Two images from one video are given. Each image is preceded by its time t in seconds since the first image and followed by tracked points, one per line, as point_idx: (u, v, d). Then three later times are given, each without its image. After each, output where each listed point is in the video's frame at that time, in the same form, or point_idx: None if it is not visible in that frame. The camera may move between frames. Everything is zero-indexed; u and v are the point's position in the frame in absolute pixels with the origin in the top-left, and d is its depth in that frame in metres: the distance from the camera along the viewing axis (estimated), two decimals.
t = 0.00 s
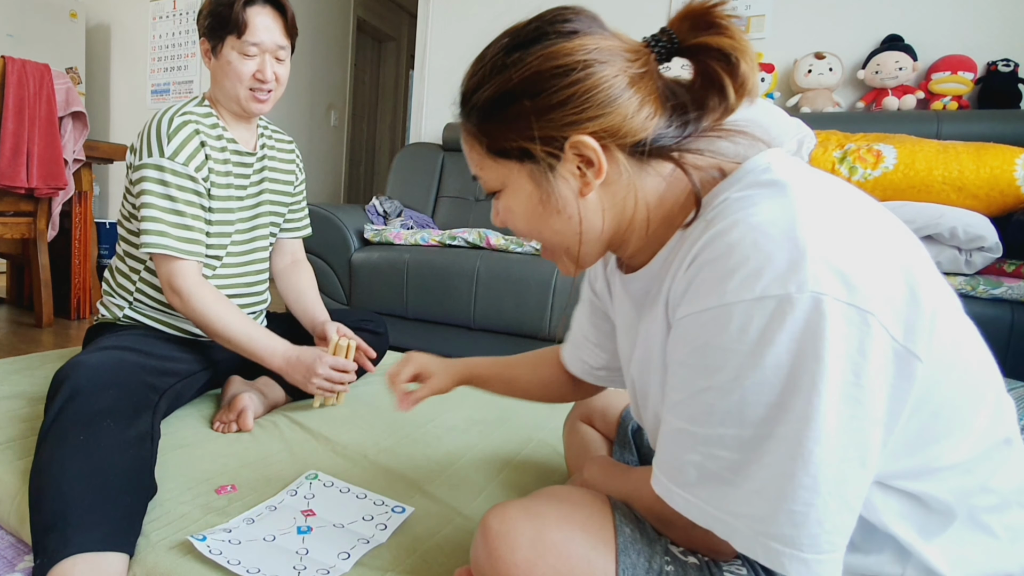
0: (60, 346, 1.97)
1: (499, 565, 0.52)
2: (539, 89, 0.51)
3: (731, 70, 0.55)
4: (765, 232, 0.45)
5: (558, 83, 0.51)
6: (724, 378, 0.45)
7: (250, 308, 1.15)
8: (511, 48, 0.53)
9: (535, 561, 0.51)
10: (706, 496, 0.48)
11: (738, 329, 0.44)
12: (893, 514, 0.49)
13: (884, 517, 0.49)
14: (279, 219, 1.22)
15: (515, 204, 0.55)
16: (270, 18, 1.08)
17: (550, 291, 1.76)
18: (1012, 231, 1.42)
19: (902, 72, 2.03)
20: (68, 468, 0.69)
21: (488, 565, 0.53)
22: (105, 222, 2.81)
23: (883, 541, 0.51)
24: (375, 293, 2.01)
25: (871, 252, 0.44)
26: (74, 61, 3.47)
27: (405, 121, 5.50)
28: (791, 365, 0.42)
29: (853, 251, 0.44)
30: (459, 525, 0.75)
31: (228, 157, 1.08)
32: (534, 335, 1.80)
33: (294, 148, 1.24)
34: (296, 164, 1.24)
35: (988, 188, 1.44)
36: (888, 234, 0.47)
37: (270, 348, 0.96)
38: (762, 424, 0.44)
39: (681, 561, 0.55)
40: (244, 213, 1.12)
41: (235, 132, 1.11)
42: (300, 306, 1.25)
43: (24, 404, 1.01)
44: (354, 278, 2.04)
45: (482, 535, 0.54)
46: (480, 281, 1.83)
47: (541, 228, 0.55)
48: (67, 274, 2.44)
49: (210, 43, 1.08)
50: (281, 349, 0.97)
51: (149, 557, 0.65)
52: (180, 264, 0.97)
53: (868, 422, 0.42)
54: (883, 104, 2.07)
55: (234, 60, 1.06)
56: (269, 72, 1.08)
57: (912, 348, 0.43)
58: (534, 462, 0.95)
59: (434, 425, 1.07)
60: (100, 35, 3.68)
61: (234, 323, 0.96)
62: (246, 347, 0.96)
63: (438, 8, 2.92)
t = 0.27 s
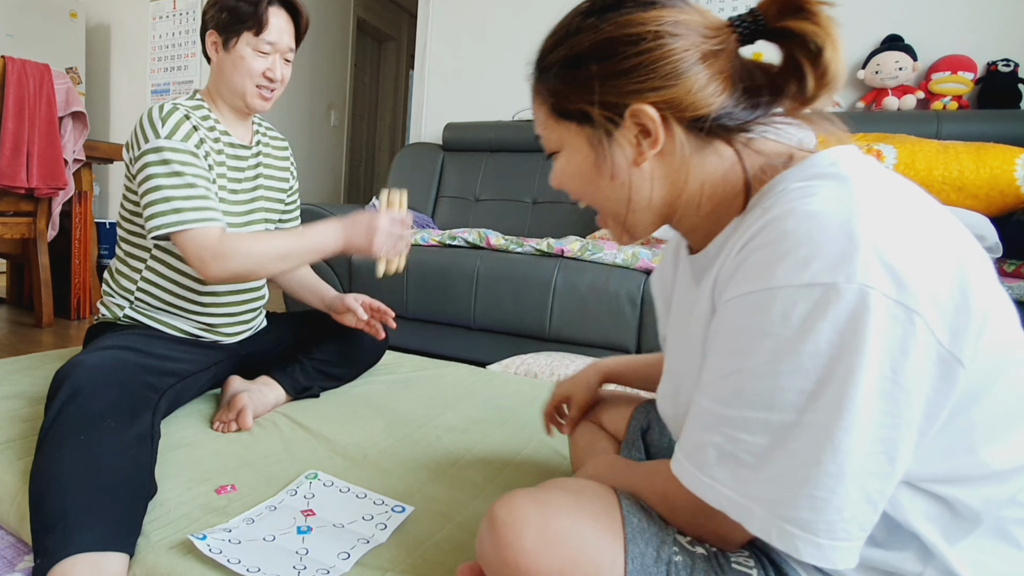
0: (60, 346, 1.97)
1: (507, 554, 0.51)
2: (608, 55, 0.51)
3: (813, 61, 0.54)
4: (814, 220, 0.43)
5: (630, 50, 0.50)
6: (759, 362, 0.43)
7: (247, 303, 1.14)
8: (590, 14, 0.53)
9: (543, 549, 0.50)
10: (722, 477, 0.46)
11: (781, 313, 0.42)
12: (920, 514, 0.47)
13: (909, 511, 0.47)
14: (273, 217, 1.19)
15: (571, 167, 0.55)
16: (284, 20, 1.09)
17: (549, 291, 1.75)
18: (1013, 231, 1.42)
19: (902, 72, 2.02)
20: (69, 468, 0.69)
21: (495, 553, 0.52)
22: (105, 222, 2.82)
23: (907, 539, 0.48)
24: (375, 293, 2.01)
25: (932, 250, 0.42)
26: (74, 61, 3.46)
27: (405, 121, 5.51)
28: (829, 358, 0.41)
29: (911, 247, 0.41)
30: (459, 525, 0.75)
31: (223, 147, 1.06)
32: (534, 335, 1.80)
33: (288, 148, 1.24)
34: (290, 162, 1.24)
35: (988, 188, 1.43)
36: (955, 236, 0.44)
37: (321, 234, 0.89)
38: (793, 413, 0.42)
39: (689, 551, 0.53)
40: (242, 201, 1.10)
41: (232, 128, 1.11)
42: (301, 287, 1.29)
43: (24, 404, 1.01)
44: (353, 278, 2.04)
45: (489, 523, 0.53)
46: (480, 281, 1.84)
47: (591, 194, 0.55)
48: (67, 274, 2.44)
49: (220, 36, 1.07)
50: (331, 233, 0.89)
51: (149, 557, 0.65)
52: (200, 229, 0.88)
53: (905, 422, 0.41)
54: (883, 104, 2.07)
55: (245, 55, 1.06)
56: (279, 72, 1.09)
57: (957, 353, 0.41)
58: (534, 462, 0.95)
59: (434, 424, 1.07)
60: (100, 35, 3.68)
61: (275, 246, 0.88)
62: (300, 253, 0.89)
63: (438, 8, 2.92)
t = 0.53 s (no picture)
0: (59, 346, 1.97)
1: (520, 545, 0.50)
2: (679, 26, 0.52)
3: (894, 40, 0.52)
4: (878, 200, 0.43)
5: (702, 21, 0.51)
6: (813, 335, 0.43)
7: (248, 299, 1.14)
8: None
9: (557, 540, 0.50)
10: (757, 453, 0.45)
11: (840, 289, 0.42)
12: (951, 508, 0.47)
13: (942, 502, 0.47)
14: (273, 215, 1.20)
15: (639, 135, 0.56)
16: (290, 23, 1.09)
17: (549, 291, 1.75)
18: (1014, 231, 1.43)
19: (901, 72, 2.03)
20: (70, 467, 0.69)
21: (509, 544, 0.51)
22: (105, 222, 2.81)
23: (937, 531, 0.48)
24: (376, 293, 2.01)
25: (995, 241, 0.42)
26: (74, 61, 3.46)
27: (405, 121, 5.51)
28: (886, 338, 0.40)
29: (975, 235, 0.42)
30: (459, 525, 0.75)
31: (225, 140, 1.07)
32: (534, 335, 1.80)
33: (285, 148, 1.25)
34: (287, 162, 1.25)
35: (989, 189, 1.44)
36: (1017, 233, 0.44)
37: (346, 166, 0.92)
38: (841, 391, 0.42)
39: (707, 545, 0.51)
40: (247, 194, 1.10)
41: (234, 127, 1.11)
42: (300, 279, 1.34)
43: (24, 404, 1.01)
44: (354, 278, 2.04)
45: (502, 515, 0.52)
46: (480, 281, 1.84)
47: (656, 161, 0.56)
48: (67, 273, 2.44)
49: (228, 35, 1.06)
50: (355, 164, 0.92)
51: (149, 558, 0.66)
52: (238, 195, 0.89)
53: (954, 409, 0.41)
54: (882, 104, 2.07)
55: (252, 55, 1.05)
56: (283, 74, 1.09)
57: (1012, 348, 0.41)
58: (533, 463, 0.95)
59: (434, 424, 1.07)
60: (100, 36, 3.68)
61: (305, 190, 0.90)
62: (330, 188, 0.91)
63: (438, 8, 2.92)
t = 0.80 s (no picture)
0: (59, 346, 1.97)
1: (525, 538, 0.50)
2: (712, 30, 0.54)
3: (924, 37, 0.52)
4: (878, 192, 0.44)
5: (734, 22, 0.52)
6: (813, 321, 0.43)
7: (247, 299, 1.14)
8: None
9: (562, 533, 0.49)
10: (754, 435, 0.45)
11: (840, 276, 0.42)
12: (953, 500, 0.47)
13: (943, 492, 0.47)
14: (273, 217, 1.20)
15: (673, 136, 0.57)
16: (303, 38, 1.09)
17: (549, 291, 1.75)
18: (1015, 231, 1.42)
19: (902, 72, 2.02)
20: (70, 467, 0.69)
21: (513, 537, 0.51)
22: (105, 222, 2.81)
23: (939, 522, 0.48)
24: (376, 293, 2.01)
25: (998, 235, 0.42)
26: (74, 61, 3.46)
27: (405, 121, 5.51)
28: (884, 324, 0.41)
29: (977, 228, 0.42)
30: (459, 525, 0.75)
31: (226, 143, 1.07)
32: (534, 335, 1.80)
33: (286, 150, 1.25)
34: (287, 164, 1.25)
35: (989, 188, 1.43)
36: None
37: (308, 169, 0.88)
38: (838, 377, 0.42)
39: (711, 540, 0.51)
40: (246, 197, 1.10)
41: (236, 130, 1.11)
42: (300, 282, 1.34)
43: (24, 404, 1.01)
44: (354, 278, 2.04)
45: (507, 508, 0.52)
46: (480, 281, 1.83)
47: (691, 160, 0.57)
48: (67, 273, 2.44)
49: (240, 42, 1.04)
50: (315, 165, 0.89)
51: (149, 558, 0.65)
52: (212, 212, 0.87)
53: (951, 398, 0.41)
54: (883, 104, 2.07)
55: (263, 66, 1.05)
56: (290, 86, 1.09)
57: (1016, 340, 0.41)
58: (533, 463, 0.95)
59: (434, 424, 1.07)
60: (100, 36, 3.68)
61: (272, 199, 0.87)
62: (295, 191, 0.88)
63: (438, 8, 2.92)
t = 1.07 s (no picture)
0: (60, 346, 1.97)
1: (525, 536, 0.50)
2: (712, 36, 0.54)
3: (919, 35, 0.53)
4: (868, 183, 0.45)
5: (734, 27, 0.53)
6: (804, 307, 0.44)
7: (247, 300, 1.15)
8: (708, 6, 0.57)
9: (561, 530, 0.50)
10: (746, 420, 0.46)
11: (831, 263, 0.43)
12: (944, 486, 0.47)
13: (933, 476, 0.47)
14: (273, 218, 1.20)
15: (682, 139, 0.59)
16: (307, 41, 1.09)
17: (549, 291, 1.75)
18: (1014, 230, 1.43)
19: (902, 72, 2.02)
20: (70, 468, 0.69)
21: (513, 536, 0.51)
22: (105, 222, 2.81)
23: (933, 507, 0.48)
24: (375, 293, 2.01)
25: (986, 225, 0.43)
26: (73, 61, 3.46)
27: (405, 121, 5.51)
28: (872, 308, 0.41)
29: (964, 218, 0.42)
30: (458, 525, 0.75)
31: (223, 150, 1.06)
32: (534, 335, 1.80)
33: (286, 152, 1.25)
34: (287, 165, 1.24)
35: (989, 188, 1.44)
36: (1014, 221, 0.45)
37: (247, 210, 0.86)
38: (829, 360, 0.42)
39: (708, 535, 0.51)
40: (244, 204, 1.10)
41: (234, 132, 1.10)
42: (301, 283, 1.33)
43: (24, 404, 1.01)
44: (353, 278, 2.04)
45: (506, 507, 0.52)
46: (480, 281, 1.84)
47: (698, 160, 0.58)
48: (67, 273, 2.44)
49: (243, 45, 1.04)
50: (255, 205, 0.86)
51: (149, 557, 0.66)
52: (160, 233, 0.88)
53: (940, 383, 0.41)
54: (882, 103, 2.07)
55: (264, 71, 1.05)
56: (292, 90, 1.09)
57: (1004, 327, 0.41)
58: (533, 462, 0.95)
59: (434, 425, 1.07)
60: (100, 36, 3.68)
61: (211, 234, 0.87)
62: (233, 234, 0.87)
63: (438, 8, 2.92)
